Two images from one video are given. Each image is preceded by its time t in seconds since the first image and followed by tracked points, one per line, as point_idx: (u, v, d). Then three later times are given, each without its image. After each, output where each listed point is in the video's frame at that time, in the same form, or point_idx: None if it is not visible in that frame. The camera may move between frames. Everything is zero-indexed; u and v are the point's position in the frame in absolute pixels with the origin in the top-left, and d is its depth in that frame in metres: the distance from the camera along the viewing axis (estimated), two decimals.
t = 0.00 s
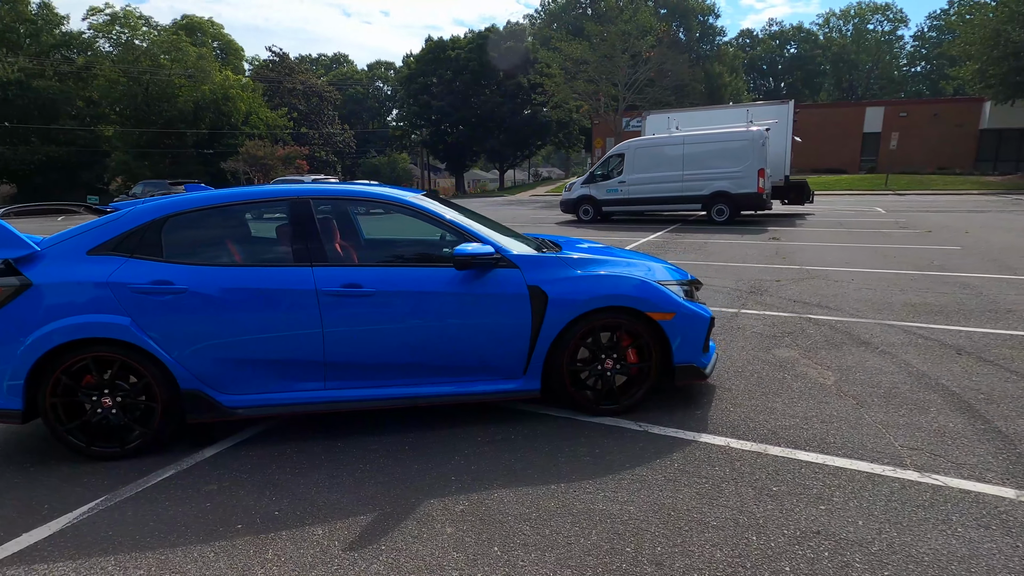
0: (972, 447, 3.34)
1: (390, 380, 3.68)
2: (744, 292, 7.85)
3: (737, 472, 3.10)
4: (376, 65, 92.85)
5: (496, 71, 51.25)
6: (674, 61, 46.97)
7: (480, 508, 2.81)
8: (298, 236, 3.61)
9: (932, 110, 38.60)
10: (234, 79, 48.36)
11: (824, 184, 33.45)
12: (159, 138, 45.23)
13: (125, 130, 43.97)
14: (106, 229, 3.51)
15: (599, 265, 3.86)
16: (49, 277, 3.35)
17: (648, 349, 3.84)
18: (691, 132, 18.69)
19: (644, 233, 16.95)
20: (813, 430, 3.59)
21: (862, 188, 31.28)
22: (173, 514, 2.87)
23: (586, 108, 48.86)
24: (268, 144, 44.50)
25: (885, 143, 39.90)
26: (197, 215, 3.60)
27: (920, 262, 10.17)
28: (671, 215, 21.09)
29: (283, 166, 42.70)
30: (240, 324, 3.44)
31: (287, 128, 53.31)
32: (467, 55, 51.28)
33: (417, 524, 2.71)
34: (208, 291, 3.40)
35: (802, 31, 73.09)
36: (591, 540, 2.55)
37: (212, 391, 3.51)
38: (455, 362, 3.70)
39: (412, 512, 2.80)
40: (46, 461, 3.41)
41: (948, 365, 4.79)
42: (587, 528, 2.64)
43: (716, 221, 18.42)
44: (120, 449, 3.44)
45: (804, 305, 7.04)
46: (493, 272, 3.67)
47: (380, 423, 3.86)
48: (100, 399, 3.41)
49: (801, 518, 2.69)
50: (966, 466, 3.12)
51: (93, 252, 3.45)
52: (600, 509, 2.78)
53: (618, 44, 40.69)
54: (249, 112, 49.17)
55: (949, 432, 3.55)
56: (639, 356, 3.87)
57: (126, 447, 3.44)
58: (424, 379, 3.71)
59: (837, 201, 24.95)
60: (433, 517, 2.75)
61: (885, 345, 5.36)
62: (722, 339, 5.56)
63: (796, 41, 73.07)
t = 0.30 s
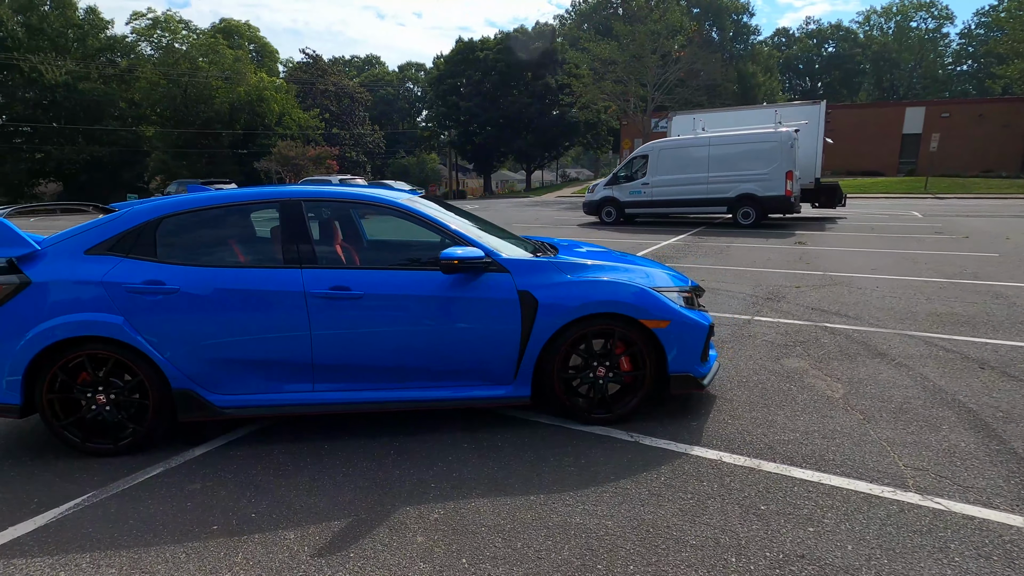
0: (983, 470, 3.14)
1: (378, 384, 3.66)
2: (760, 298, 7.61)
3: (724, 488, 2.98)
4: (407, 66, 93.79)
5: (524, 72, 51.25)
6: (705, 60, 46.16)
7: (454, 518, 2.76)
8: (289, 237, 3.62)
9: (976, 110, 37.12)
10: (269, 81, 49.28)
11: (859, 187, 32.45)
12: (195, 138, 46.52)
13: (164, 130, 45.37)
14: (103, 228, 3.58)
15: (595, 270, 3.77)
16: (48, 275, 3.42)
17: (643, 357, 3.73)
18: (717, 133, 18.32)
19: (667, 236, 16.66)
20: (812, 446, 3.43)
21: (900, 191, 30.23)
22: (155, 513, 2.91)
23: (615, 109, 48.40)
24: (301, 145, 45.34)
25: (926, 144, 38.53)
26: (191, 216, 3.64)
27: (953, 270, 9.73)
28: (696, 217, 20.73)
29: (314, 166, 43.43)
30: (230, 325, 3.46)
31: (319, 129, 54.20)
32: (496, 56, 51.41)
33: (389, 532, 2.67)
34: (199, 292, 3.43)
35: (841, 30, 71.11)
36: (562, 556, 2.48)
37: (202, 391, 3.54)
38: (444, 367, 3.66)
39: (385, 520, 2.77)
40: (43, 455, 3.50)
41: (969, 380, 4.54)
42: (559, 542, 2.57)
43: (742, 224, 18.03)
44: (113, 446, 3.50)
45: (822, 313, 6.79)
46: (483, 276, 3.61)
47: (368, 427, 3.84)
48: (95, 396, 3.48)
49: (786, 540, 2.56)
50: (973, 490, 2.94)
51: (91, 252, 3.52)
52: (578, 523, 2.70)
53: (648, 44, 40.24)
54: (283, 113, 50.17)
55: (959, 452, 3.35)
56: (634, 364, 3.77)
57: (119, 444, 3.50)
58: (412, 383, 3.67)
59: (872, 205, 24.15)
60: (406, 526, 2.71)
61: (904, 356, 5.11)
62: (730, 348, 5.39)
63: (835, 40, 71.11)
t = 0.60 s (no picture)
0: (995, 490, 2.97)
1: (373, 387, 3.68)
2: (779, 304, 7.40)
3: (715, 501, 2.90)
4: (437, 68, 94.55)
5: (552, 73, 51.10)
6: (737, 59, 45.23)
7: (435, 526, 2.75)
8: (288, 242, 3.68)
9: None
10: (301, 84, 50.02)
11: (897, 188, 31.36)
12: (230, 140, 47.83)
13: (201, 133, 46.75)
14: (112, 231, 3.69)
15: (594, 275, 3.72)
16: (58, 276, 3.55)
17: (639, 365, 3.66)
18: (744, 133, 17.97)
19: (691, 238, 16.40)
20: (813, 460, 3.30)
21: (941, 192, 29.10)
22: (149, 510, 2.98)
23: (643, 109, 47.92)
24: (331, 147, 46.14)
25: (970, 144, 37.03)
26: (195, 219, 3.72)
27: (990, 275, 9.29)
28: (722, 219, 20.35)
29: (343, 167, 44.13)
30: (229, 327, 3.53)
31: (349, 131, 55.00)
32: (524, 57, 51.47)
33: (371, 537, 2.68)
34: (199, 294, 3.50)
35: (882, 26, 68.97)
36: (539, 568, 2.45)
37: (202, 391, 3.62)
38: (437, 371, 3.66)
39: (367, 525, 2.77)
40: (52, 451, 3.62)
41: (992, 394, 4.31)
42: (538, 553, 2.54)
43: (769, 227, 17.65)
44: (117, 443, 3.60)
45: (842, 320, 6.57)
46: (478, 281, 3.60)
47: (363, 431, 3.85)
48: (100, 395, 3.58)
49: (773, 559, 2.47)
50: (980, 511, 2.79)
51: (99, 254, 3.63)
52: (559, 535, 2.66)
53: (676, 44, 39.71)
54: (315, 115, 51.06)
55: (970, 470, 3.18)
56: (631, 372, 3.70)
57: (122, 441, 3.60)
58: (406, 386, 3.68)
59: (910, 207, 23.28)
60: (387, 532, 2.71)
61: (924, 367, 4.90)
62: (740, 357, 5.24)
63: (875, 36, 69.01)
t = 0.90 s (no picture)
0: (988, 497, 2.89)
1: (368, 384, 3.77)
2: (792, 306, 7.27)
3: (696, 502, 2.90)
4: (465, 71, 95.26)
5: (578, 74, 51.07)
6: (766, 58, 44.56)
7: (416, 518, 2.82)
8: (289, 242, 3.80)
9: None
10: (331, 88, 50.14)
11: (933, 189, 30.38)
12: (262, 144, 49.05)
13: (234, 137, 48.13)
14: (121, 230, 3.87)
15: (587, 275, 3.74)
16: (72, 273, 3.74)
17: (630, 366, 3.67)
18: (768, 134, 17.67)
19: (712, 241, 16.20)
20: (803, 463, 3.26)
21: (980, 193, 28.08)
22: (149, 496, 3.13)
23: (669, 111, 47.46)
24: (359, 150, 46.99)
25: (1013, 143, 35.69)
26: (198, 219, 3.87)
27: (1021, 279, 8.95)
28: (747, 221, 20.04)
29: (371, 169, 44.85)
30: (230, 323, 3.67)
31: (377, 134, 55.81)
32: (549, 59, 51.56)
33: (352, 528, 2.75)
34: (202, 292, 3.66)
35: (922, 22, 67.27)
36: (512, 560, 2.49)
37: (205, 384, 3.76)
38: (428, 369, 3.74)
39: (351, 515, 2.85)
40: (66, 440, 3.82)
41: (1003, 400, 4.17)
42: (512, 547, 2.58)
43: (794, 229, 17.31)
44: (126, 433, 3.78)
45: (856, 323, 6.43)
46: (471, 280, 3.66)
47: (360, 425, 3.94)
48: (110, 387, 3.76)
49: (746, 559, 2.47)
50: (969, 518, 2.72)
51: (109, 252, 3.81)
52: (536, 530, 2.70)
53: (703, 44, 39.25)
54: (343, 119, 51.94)
55: (966, 477, 3.10)
56: (621, 372, 3.71)
57: (130, 431, 3.77)
58: (400, 384, 3.77)
59: (945, 209, 22.55)
60: (368, 523, 2.78)
61: (935, 372, 4.77)
62: (743, 360, 5.19)
63: (914, 33, 67.40)
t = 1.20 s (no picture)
0: (957, 502, 2.91)
1: (351, 384, 3.85)
2: (788, 309, 7.27)
3: (665, 503, 2.94)
4: (475, 72, 95.50)
5: (588, 75, 51.05)
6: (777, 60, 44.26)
7: (389, 515, 2.88)
8: (278, 244, 3.89)
9: None
10: (342, 90, 50.68)
11: (946, 192, 30.01)
12: (274, 145, 49.56)
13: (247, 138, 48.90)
14: (115, 232, 3.98)
15: (567, 278, 3.78)
16: (67, 274, 3.86)
17: (608, 367, 3.71)
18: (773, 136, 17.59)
19: (716, 243, 16.15)
20: (776, 466, 3.30)
21: (994, 195, 27.71)
22: (134, 491, 3.22)
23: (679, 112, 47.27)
24: (369, 151, 47.38)
25: None
26: (188, 221, 3.97)
27: None
28: (753, 223, 19.95)
29: (381, 170, 45.21)
30: (217, 324, 3.77)
31: (387, 135, 56.06)
32: (559, 61, 51.60)
33: (326, 523, 2.82)
34: (191, 292, 3.76)
35: (937, 22, 66.45)
36: (477, 557, 2.55)
37: (194, 382, 3.86)
38: (410, 369, 3.80)
39: (327, 511, 2.93)
40: (58, 436, 3.92)
41: (986, 405, 4.17)
42: (479, 543, 2.64)
43: (799, 232, 17.23)
44: (117, 429, 3.88)
45: (849, 327, 6.42)
46: (452, 282, 3.73)
47: (345, 424, 4.02)
48: (103, 383, 3.87)
49: (707, 559, 2.51)
50: (935, 522, 2.74)
51: (103, 253, 3.92)
52: (503, 528, 2.75)
53: (713, 45, 39.09)
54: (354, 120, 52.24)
55: (937, 481, 3.12)
56: (600, 374, 3.76)
57: (122, 428, 3.87)
58: (382, 383, 3.84)
59: (956, 211, 22.30)
60: (342, 519, 2.85)
61: (921, 377, 4.77)
62: (731, 363, 5.22)
63: (930, 33, 66.55)
